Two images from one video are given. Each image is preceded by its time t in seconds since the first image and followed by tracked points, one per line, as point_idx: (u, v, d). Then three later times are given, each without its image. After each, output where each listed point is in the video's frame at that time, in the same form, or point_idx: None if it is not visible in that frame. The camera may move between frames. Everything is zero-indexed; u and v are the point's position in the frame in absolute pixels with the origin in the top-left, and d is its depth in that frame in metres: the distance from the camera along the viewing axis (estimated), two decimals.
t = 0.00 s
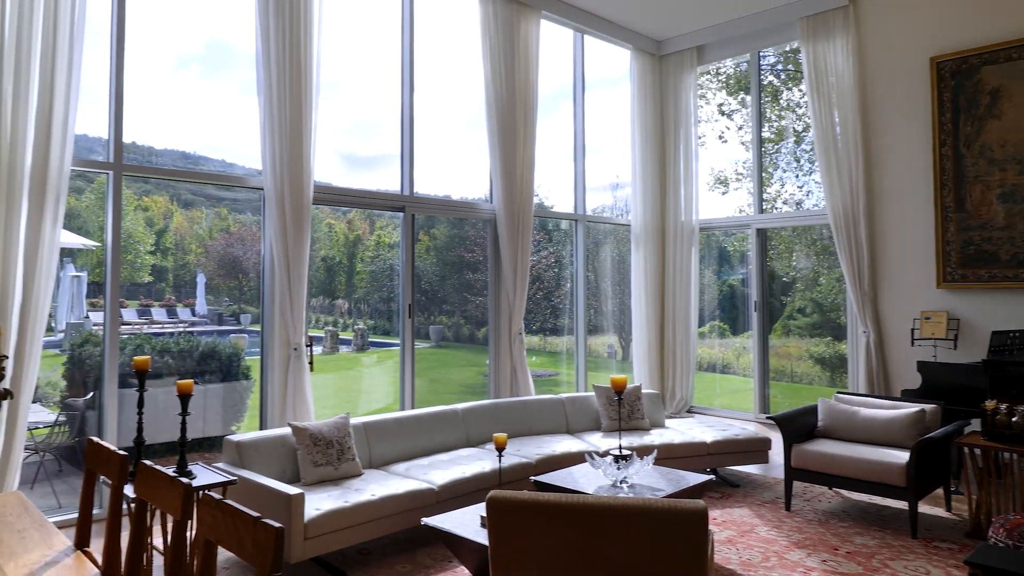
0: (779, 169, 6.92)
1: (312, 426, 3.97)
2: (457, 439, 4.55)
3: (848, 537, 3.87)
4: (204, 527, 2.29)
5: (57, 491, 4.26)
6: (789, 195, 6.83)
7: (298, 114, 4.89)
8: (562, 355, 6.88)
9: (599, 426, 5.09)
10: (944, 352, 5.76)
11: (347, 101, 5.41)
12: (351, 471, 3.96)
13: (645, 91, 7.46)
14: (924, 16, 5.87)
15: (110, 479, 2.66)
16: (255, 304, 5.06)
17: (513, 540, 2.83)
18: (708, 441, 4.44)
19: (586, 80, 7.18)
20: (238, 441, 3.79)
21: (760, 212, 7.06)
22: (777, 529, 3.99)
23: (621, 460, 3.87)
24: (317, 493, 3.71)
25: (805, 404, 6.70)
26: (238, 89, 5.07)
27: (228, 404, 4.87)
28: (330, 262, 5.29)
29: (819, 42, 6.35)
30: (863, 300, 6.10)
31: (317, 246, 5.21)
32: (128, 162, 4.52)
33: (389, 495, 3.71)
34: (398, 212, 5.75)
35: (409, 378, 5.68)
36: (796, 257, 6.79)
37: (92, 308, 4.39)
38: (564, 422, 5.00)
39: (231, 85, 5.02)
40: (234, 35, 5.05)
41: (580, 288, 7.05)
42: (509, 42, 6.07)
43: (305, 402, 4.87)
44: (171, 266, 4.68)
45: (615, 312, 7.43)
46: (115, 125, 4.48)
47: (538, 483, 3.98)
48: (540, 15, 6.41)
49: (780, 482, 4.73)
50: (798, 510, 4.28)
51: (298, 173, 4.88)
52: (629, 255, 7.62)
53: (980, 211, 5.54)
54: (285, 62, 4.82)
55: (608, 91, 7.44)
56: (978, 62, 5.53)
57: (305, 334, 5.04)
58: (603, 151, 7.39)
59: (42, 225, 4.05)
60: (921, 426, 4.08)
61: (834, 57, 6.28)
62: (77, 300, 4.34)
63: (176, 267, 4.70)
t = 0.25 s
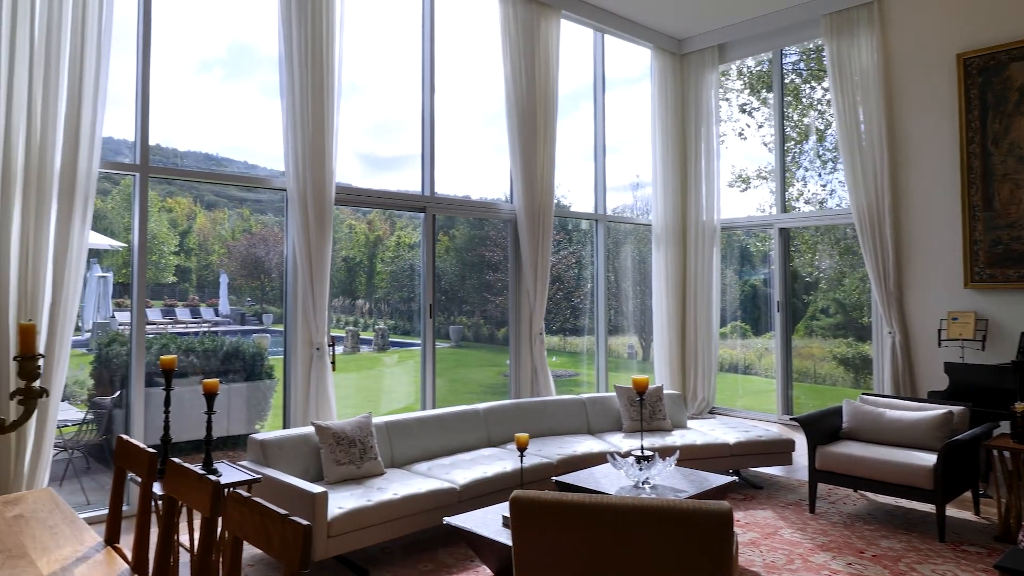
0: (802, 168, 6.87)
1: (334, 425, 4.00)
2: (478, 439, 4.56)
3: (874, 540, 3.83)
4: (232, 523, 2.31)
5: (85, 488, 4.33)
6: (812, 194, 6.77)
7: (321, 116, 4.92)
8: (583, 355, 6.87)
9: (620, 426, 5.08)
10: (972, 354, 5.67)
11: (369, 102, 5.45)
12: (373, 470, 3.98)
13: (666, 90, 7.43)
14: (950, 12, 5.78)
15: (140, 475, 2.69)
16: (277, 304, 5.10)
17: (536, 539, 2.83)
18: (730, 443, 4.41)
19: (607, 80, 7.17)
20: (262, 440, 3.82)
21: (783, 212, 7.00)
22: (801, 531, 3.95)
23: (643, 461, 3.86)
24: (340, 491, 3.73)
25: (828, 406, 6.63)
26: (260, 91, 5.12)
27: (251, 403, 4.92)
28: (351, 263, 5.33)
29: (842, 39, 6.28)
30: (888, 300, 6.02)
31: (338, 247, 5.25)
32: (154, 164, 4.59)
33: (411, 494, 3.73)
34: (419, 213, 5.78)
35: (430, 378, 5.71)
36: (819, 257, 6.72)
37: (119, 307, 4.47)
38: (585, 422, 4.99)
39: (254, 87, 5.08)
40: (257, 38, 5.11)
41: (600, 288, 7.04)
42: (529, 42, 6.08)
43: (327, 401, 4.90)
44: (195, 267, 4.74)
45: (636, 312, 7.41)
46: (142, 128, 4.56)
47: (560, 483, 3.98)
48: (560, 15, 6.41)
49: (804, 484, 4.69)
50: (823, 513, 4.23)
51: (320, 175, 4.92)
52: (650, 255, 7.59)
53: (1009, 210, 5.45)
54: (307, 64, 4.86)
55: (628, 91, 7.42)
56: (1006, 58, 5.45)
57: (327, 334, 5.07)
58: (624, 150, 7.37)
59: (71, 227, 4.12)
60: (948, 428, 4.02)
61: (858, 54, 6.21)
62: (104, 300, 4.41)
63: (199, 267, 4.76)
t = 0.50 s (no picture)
0: (824, 167, 6.80)
1: (356, 424, 4.03)
2: (498, 439, 4.57)
3: (899, 543, 3.78)
4: (261, 521, 2.32)
5: (112, 485, 4.39)
6: (835, 193, 6.70)
7: (341, 118, 4.96)
8: (603, 355, 6.86)
9: (640, 427, 5.06)
10: (999, 355, 5.58)
11: (389, 103, 5.48)
12: (395, 470, 4.00)
13: (687, 89, 7.39)
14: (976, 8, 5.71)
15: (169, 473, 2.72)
16: (298, 304, 5.14)
17: (559, 539, 2.83)
18: (753, 444, 4.38)
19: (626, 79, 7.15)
20: (285, 438, 3.85)
21: (805, 211, 6.94)
22: (824, 533, 3.91)
23: (664, 461, 3.84)
24: (362, 490, 3.76)
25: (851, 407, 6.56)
26: (280, 93, 5.17)
27: (274, 402, 4.97)
28: (370, 263, 5.36)
29: (866, 36, 6.21)
30: (913, 300, 5.95)
31: (357, 247, 5.28)
32: (178, 166, 4.66)
33: (433, 493, 3.74)
34: (439, 213, 5.80)
35: (450, 378, 5.73)
36: (842, 256, 6.66)
37: (143, 307, 4.53)
38: (605, 422, 4.98)
39: (274, 89, 5.13)
40: (278, 40, 5.16)
41: (620, 288, 7.03)
42: (548, 42, 6.08)
43: (348, 400, 4.94)
44: (216, 267, 4.79)
45: (656, 312, 7.38)
46: (167, 130, 4.62)
47: (580, 483, 3.97)
48: (580, 15, 6.40)
49: (827, 486, 4.65)
50: (847, 515, 4.19)
51: (341, 176, 4.96)
52: (670, 255, 7.56)
53: None
54: (328, 65, 4.90)
55: (648, 90, 7.40)
56: None
57: (348, 334, 5.11)
58: (643, 150, 7.34)
59: (98, 228, 4.19)
60: (975, 430, 3.97)
61: (882, 51, 6.14)
62: (128, 300, 4.47)
63: (221, 267, 4.81)
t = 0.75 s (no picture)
0: (845, 166, 6.74)
1: (377, 424, 4.05)
2: (518, 439, 4.58)
3: (923, 546, 3.74)
4: (286, 518, 2.34)
5: (137, 483, 4.45)
6: (857, 192, 6.64)
7: (361, 118, 4.99)
8: (621, 355, 6.85)
9: (660, 427, 5.05)
10: None
11: (408, 104, 5.51)
12: (415, 469, 4.02)
13: (706, 88, 7.36)
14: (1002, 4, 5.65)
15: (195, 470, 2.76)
16: (318, 304, 5.18)
17: (581, 540, 2.82)
18: (774, 445, 4.36)
19: (645, 78, 7.13)
20: (307, 437, 3.89)
21: (827, 211, 6.88)
22: (847, 536, 3.88)
23: (685, 462, 3.83)
24: (383, 489, 3.78)
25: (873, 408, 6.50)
26: (300, 94, 5.21)
27: (295, 401, 5.01)
28: (388, 263, 5.39)
29: (888, 33, 6.14)
30: (937, 301, 5.88)
31: (376, 247, 5.31)
32: (201, 167, 4.71)
33: (453, 493, 3.75)
34: (458, 213, 5.82)
35: (469, 378, 5.75)
36: (864, 256, 6.59)
37: (165, 307, 4.58)
38: (624, 422, 4.97)
39: (293, 90, 5.17)
40: (297, 42, 5.20)
41: (639, 288, 7.01)
42: (566, 42, 6.07)
43: (368, 400, 4.97)
44: (237, 267, 4.83)
45: (675, 312, 7.36)
46: (189, 132, 4.68)
47: (600, 483, 3.97)
48: (598, 14, 6.40)
49: (850, 489, 4.61)
50: (870, 517, 4.15)
51: (361, 177, 4.99)
52: (690, 255, 7.53)
53: None
54: (348, 67, 4.93)
55: (667, 89, 7.37)
56: None
57: (368, 333, 5.14)
58: (662, 150, 7.32)
59: (123, 228, 4.26)
60: (1002, 433, 3.91)
61: (905, 49, 6.07)
62: (151, 300, 4.53)
63: (241, 267, 4.85)
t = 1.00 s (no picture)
0: (867, 165, 6.68)
1: (397, 423, 4.07)
2: (537, 438, 4.58)
3: (948, 549, 3.70)
4: (310, 516, 2.35)
5: (161, 480, 4.51)
6: (879, 191, 6.58)
7: (381, 120, 5.02)
8: (640, 356, 6.83)
9: (679, 428, 5.04)
10: None
11: (427, 105, 5.54)
12: (435, 468, 4.04)
13: (725, 87, 7.33)
14: None
15: (221, 468, 2.79)
16: (337, 304, 5.22)
17: (604, 539, 2.80)
18: (795, 447, 4.33)
19: (664, 77, 7.11)
20: (328, 436, 3.91)
21: (848, 210, 6.82)
22: (870, 538, 3.85)
23: (705, 463, 3.82)
24: (403, 488, 3.80)
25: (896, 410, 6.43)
26: (319, 96, 5.25)
27: (315, 401, 5.05)
28: (406, 262, 5.41)
29: (911, 30, 6.08)
30: (962, 300, 5.81)
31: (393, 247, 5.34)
32: (223, 169, 4.77)
33: (473, 492, 3.77)
34: (477, 214, 5.84)
35: (488, 378, 5.76)
36: (886, 256, 6.53)
37: (186, 307, 4.63)
38: (644, 423, 4.96)
39: (313, 92, 5.22)
40: (316, 44, 5.24)
41: (658, 288, 7.00)
42: (584, 41, 6.07)
43: (388, 399, 5.00)
44: (257, 267, 4.88)
45: (694, 312, 7.33)
46: (212, 134, 4.74)
47: (620, 484, 3.97)
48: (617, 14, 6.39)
49: (872, 491, 4.57)
50: (894, 520, 4.11)
51: (381, 178, 5.03)
52: (709, 254, 7.50)
53: None
54: (368, 68, 4.96)
55: (685, 88, 7.35)
56: None
57: (388, 333, 5.17)
58: (681, 149, 7.29)
59: (148, 229, 4.32)
60: None
61: (927, 46, 6.00)
62: (172, 299, 4.58)
63: (261, 268, 4.90)
